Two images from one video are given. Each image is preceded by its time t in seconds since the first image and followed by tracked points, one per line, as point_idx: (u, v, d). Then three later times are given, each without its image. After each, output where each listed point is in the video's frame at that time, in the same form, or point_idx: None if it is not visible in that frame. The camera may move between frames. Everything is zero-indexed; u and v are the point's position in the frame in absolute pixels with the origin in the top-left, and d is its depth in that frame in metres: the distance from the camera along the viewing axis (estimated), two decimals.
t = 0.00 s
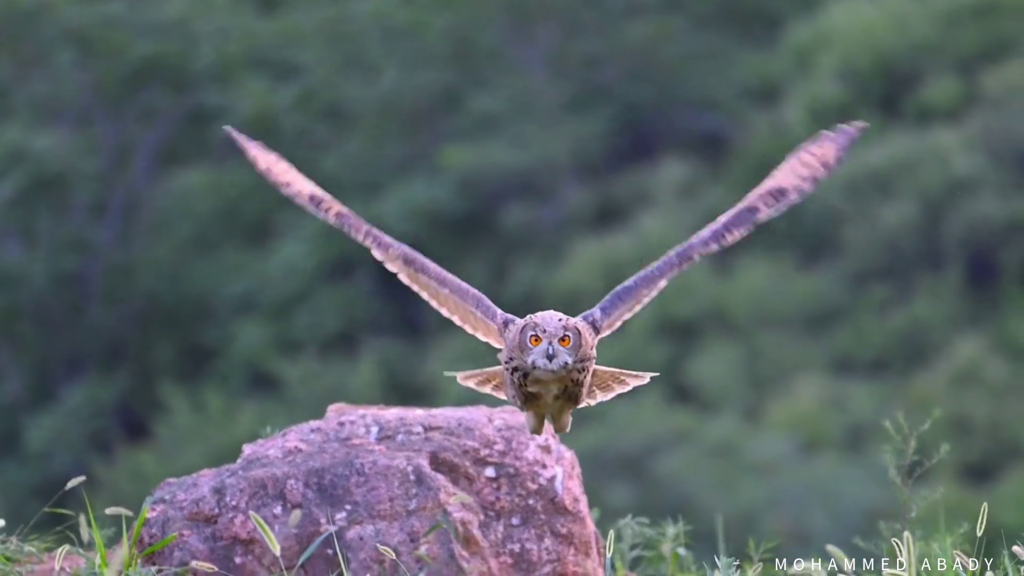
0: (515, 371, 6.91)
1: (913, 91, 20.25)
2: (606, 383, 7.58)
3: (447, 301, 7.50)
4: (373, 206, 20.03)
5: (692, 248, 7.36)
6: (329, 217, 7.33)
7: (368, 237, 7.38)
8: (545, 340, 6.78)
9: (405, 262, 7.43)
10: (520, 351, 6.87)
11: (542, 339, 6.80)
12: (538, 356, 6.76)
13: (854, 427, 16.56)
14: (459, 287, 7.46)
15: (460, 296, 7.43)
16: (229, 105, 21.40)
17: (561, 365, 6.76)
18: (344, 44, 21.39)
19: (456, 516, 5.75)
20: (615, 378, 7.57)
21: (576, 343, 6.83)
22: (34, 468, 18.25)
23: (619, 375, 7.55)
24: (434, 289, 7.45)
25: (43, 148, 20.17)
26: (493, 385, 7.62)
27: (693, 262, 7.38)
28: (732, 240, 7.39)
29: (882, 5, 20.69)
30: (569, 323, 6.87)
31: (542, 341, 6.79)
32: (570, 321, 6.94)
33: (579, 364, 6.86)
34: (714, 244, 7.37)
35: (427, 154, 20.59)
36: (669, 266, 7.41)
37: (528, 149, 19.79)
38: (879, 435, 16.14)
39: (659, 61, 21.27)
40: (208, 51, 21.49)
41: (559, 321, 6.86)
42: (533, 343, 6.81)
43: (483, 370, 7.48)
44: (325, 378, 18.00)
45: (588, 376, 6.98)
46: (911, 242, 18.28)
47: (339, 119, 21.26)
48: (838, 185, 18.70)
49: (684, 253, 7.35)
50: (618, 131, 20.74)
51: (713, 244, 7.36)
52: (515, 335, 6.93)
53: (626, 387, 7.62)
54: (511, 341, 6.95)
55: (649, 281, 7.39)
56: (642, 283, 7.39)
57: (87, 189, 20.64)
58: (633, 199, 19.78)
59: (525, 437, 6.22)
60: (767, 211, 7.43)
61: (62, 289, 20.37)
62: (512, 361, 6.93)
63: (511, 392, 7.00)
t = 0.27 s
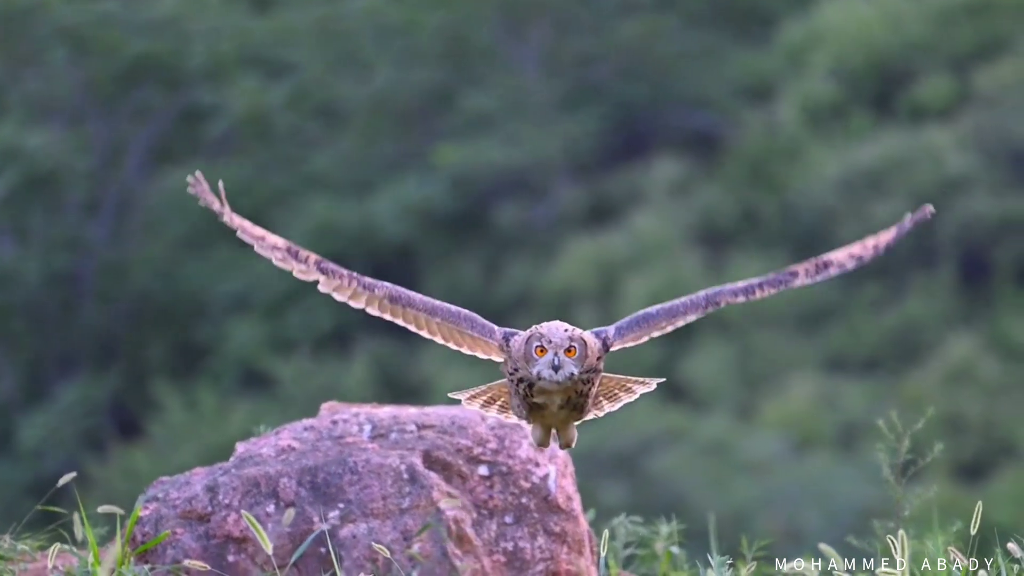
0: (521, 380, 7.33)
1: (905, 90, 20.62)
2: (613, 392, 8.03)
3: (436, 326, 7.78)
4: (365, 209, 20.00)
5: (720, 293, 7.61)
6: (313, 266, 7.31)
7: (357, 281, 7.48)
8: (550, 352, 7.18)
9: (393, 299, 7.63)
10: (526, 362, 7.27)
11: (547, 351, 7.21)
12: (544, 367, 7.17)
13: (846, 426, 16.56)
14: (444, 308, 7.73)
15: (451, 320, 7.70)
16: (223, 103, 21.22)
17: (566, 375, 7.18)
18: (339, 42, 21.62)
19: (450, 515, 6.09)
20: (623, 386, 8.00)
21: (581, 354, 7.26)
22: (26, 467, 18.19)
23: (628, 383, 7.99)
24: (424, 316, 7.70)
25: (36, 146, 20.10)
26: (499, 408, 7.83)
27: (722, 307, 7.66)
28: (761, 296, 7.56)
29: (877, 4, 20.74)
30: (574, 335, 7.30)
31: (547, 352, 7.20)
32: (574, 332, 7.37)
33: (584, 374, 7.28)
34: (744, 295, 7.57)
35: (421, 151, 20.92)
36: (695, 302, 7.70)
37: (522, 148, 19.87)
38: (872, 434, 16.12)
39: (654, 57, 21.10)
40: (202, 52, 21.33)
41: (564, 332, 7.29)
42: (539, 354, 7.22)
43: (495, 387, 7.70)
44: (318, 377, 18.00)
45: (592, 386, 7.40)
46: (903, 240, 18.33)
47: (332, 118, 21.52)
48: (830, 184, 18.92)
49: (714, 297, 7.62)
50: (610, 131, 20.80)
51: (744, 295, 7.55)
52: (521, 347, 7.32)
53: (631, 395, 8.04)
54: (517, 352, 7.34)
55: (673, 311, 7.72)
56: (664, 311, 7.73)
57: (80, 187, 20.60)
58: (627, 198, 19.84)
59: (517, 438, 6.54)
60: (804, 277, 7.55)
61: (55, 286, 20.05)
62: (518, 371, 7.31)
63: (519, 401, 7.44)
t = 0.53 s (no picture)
0: (513, 388, 6.96)
1: (886, 87, 20.63)
2: (608, 400, 7.47)
3: (429, 340, 7.17)
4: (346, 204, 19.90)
5: (720, 324, 6.80)
6: (303, 303, 6.76)
7: (346, 309, 6.86)
8: (546, 360, 6.81)
9: (385, 322, 7.03)
10: (520, 371, 6.90)
11: (542, 360, 6.84)
12: (538, 377, 6.80)
13: (827, 422, 16.66)
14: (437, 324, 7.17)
15: (447, 337, 7.15)
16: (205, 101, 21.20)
17: (562, 386, 6.81)
18: (320, 40, 21.96)
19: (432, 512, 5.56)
20: (618, 395, 7.44)
21: (577, 363, 6.89)
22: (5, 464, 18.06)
23: (624, 392, 7.42)
24: (416, 335, 7.12)
25: (18, 143, 19.59)
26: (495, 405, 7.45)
27: (723, 338, 6.82)
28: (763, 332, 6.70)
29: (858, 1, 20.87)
30: (569, 344, 6.92)
31: (542, 361, 6.83)
32: (571, 341, 7.00)
33: (581, 383, 6.92)
34: (746, 328, 6.72)
35: (403, 147, 21.45)
36: (696, 330, 6.90)
37: (505, 148, 20.11)
38: (852, 432, 16.18)
39: (635, 54, 21.36)
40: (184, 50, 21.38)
41: (559, 341, 6.93)
42: (534, 364, 6.84)
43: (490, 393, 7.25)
44: (299, 373, 18.04)
45: (588, 394, 7.04)
46: (885, 236, 17.95)
47: (312, 115, 21.82)
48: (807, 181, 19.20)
49: (714, 328, 6.80)
50: (591, 126, 20.98)
51: (745, 328, 6.71)
52: (515, 356, 6.95)
53: (626, 408, 7.48)
54: (510, 361, 6.96)
55: (671, 336, 6.95)
56: (665, 334, 6.98)
57: (61, 185, 20.19)
58: (607, 195, 20.05)
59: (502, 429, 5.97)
60: (809, 316, 6.60)
61: (37, 284, 19.57)
62: (511, 381, 6.95)
63: (513, 409, 7.10)
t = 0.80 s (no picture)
0: (506, 391, 6.90)
1: (863, 82, 20.39)
2: (604, 397, 7.34)
3: (418, 351, 7.04)
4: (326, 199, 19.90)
5: (709, 333, 6.67)
6: (286, 318, 6.62)
7: (332, 322, 6.70)
8: (537, 365, 6.72)
9: (373, 333, 6.87)
10: (510, 375, 6.81)
11: (534, 363, 6.75)
12: (530, 381, 6.73)
13: (805, 420, 16.65)
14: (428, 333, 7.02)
15: (437, 346, 6.99)
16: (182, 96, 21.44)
17: (553, 390, 6.75)
18: (298, 34, 21.78)
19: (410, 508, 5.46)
20: (613, 393, 7.32)
21: (569, 366, 6.80)
22: None
23: (619, 390, 7.31)
24: (406, 344, 6.96)
25: None
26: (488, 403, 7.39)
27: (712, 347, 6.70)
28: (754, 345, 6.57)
29: None
30: (561, 346, 6.83)
31: (534, 365, 6.74)
32: (563, 344, 6.90)
33: (572, 387, 6.84)
34: (737, 340, 6.60)
35: (382, 144, 21.30)
36: (686, 336, 6.77)
37: (482, 142, 20.22)
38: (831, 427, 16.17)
39: (609, 50, 21.70)
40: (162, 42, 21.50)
41: (550, 344, 6.81)
42: (525, 367, 6.76)
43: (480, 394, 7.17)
44: (277, 368, 18.08)
45: (581, 392, 6.96)
46: (862, 231, 18.19)
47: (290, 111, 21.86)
48: (786, 176, 19.00)
49: (705, 336, 6.68)
50: (569, 120, 21.04)
51: (736, 340, 6.58)
52: (505, 359, 6.85)
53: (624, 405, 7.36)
54: (502, 364, 6.86)
55: (661, 340, 6.82)
56: (655, 339, 6.85)
57: (38, 180, 20.20)
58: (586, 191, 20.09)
59: (481, 424, 5.85)
60: (802, 335, 6.48)
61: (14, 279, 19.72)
62: (504, 384, 6.86)
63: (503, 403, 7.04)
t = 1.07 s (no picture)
0: (499, 392, 6.69)
1: (845, 77, 20.56)
2: (601, 384, 6.99)
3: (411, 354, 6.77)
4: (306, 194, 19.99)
5: (705, 334, 6.48)
6: (270, 328, 6.41)
7: (314, 331, 6.46)
8: (531, 365, 6.56)
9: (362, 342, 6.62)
10: (504, 376, 6.63)
11: (528, 363, 6.58)
12: (524, 382, 6.57)
13: (787, 413, 16.54)
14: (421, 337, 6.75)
15: (430, 350, 6.71)
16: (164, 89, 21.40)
17: (547, 391, 6.57)
18: (278, 26, 21.69)
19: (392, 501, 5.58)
20: (611, 380, 6.97)
21: (564, 366, 6.61)
22: None
23: (618, 377, 6.95)
24: (398, 350, 6.70)
25: None
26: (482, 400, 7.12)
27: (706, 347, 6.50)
28: (749, 352, 6.39)
29: None
30: (556, 345, 6.64)
31: (528, 365, 6.58)
32: (558, 343, 6.69)
33: (567, 388, 6.65)
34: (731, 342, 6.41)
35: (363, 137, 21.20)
36: (681, 336, 6.55)
37: (462, 135, 20.15)
38: (813, 422, 16.14)
39: (593, 44, 21.44)
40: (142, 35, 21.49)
41: (545, 343, 6.62)
42: (518, 367, 6.60)
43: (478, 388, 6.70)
44: (257, 362, 18.07)
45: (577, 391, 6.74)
46: (843, 224, 18.27)
47: (270, 105, 21.70)
48: (768, 170, 18.95)
49: (698, 336, 6.48)
50: (550, 112, 21.04)
51: (732, 344, 6.39)
52: (499, 359, 6.64)
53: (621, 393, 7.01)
54: (494, 363, 6.66)
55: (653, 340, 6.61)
56: (649, 338, 6.63)
57: (18, 173, 20.25)
58: (568, 183, 20.09)
59: (462, 417, 5.99)
60: (796, 345, 6.34)
61: None
62: (497, 384, 6.67)
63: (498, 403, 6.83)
